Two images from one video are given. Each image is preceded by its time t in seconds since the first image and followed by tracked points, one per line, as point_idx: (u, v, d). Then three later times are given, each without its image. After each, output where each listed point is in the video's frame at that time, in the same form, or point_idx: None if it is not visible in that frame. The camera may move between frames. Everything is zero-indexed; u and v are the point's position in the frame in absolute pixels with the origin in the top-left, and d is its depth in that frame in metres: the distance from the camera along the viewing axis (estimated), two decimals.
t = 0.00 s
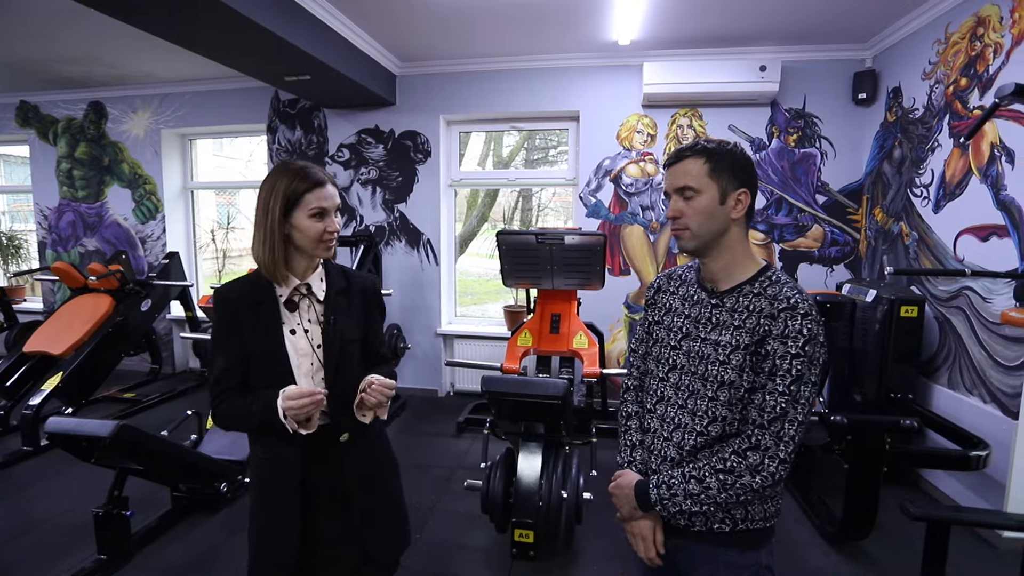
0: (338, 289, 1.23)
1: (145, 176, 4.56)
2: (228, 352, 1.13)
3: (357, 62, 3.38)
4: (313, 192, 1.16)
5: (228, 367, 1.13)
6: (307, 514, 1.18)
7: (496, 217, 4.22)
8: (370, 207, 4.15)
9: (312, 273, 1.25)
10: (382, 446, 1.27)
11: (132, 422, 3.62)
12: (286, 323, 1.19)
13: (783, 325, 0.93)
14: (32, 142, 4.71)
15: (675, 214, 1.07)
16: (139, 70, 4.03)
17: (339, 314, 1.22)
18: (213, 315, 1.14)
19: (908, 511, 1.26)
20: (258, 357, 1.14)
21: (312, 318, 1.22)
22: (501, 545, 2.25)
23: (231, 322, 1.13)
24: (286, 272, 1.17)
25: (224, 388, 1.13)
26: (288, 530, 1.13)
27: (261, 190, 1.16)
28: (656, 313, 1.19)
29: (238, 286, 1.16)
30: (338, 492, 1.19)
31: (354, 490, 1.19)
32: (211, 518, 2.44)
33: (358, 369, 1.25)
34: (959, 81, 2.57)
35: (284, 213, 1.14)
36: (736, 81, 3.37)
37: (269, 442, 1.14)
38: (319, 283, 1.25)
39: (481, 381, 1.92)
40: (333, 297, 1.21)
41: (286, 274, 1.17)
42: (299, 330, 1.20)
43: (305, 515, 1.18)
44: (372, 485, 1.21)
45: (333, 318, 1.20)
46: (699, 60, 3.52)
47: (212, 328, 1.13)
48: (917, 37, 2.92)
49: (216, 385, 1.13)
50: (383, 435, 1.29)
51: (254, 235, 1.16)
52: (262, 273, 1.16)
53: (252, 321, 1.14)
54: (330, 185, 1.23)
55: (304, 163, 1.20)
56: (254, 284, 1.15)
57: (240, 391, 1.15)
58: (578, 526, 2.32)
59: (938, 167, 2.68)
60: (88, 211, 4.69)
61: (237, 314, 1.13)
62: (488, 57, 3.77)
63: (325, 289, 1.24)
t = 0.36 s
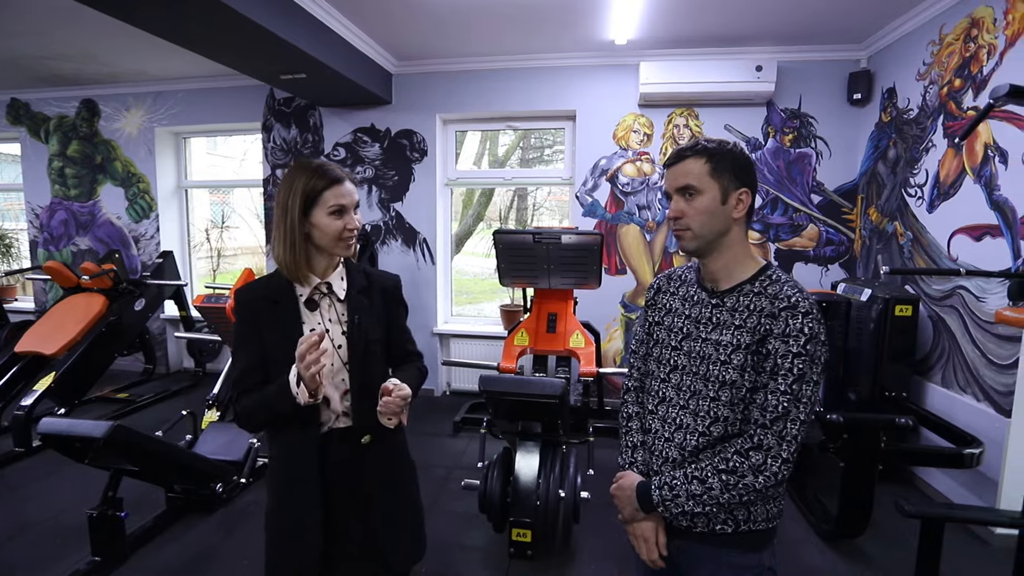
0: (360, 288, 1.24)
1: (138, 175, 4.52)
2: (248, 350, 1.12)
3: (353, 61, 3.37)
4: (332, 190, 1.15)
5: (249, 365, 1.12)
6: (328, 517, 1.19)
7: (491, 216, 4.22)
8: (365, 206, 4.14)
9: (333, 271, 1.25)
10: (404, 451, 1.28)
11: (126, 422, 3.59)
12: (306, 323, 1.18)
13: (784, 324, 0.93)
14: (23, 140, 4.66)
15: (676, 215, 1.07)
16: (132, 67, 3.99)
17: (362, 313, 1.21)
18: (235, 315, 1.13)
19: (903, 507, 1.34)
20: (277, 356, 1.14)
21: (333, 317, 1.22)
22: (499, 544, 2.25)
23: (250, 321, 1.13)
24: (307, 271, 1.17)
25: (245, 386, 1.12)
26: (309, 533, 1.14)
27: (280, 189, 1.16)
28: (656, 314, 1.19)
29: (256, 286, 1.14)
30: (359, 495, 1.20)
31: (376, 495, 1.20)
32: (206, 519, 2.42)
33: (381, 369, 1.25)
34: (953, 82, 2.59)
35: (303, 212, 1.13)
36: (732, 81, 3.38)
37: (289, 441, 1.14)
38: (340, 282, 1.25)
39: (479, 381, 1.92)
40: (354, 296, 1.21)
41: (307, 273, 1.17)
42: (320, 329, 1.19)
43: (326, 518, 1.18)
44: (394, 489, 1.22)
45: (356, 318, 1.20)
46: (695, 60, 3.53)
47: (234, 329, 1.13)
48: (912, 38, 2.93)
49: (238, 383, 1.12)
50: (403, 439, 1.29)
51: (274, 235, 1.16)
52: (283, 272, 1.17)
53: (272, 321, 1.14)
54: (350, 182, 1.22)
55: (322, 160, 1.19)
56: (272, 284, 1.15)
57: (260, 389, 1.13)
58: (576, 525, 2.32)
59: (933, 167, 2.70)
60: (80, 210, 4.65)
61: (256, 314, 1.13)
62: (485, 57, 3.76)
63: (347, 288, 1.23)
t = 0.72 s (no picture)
0: (381, 292, 1.23)
1: (133, 174, 4.49)
2: (270, 354, 1.15)
3: (351, 60, 3.36)
4: (356, 193, 1.16)
5: (271, 369, 1.16)
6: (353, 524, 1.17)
7: (488, 215, 4.21)
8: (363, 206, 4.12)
9: (354, 275, 1.25)
10: (424, 459, 1.26)
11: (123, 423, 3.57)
12: (328, 326, 1.19)
13: (790, 323, 0.94)
14: (17, 139, 4.62)
15: (682, 215, 1.08)
16: (128, 66, 3.97)
17: (384, 315, 1.21)
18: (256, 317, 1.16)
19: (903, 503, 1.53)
20: (297, 359, 1.14)
21: (355, 320, 1.22)
22: (500, 544, 2.25)
23: (269, 325, 1.15)
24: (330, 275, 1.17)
25: (268, 390, 1.16)
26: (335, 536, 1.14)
27: (303, 192, 1.16)
28: (661, 313, 1.20)
29: (277, 287, 1.16)
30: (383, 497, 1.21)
31: (399, 498, 1.19)
32: (206, 520, 2.41)
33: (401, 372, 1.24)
34: (949, 82, 2.60)
35: (327, 215, 1.14)
36: (729, 81, 3.39)
37: (310, 443, 1.17)
38: (361, 285, 1.25)
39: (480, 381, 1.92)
40: (377, 299, 1.21)
41: (330, 276, 1.17)
42: (341, 333, 1.20)
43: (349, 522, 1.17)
44: (415, 495, 1.21)
45: (379, 320, 1.20)
46: (693, 59, 3.54)
47: (255, 332, 1.16)
48: (909, 38, 2.95)
49: (260, 387, 1.16)
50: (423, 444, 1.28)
51: (297, 237, 1.17)
52: (306, 275, 1.17)
53: (293, 323, 1.14)
54: (373, 186, 1.23)
55: (345, 164, 1.19)
56: (292, 287, 1.16)
57: (283, 393, 1.18)
58: (577, 525, 2.32)
59: (929, 167, 2.72)
60: (74, 210, 4.61)
61: (278, 318, 1.15)
62: (482, 56, 3.76)
63: (368, 291, 1.23)
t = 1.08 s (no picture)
0: (390, 293, 1.23)
1: (124, 173, 4.44)
2: (277, 352, 1.14)
3: (345, 59, 3.35)
4: (370, 193, 1.16)
5: (279, 367, 1.14)
6: (352, 526, 1.17)
7: (482, 215, 4.21)
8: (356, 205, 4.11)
9: (365, 276, 1.24)
10: (429, 462, 1.26)
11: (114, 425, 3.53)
12: (335, 327, 1.18)
13: (793, 323, 0.97)
14: (3, 137, 4.55)
15: (686, 213, 1.11)
16: (118, 63, 3.92)
17: (391, 317, 1.21)
18: (265, 314, 1.14)
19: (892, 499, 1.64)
20: (305, 359, 1.14)
21: (362, 321, 1.21)
22: (498, 543, 2.25)
23: (279, 322, 1.14)
24: (342, 275, 1.16)
25: (273, 389, 1.15)
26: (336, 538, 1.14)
27: (316, 190, 1.16)
28: (664, 313, 1.23)
29: (288, 285, 1.16)
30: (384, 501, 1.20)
31: (403, 502, 1.19)
32: (200, 522, 2.39)
33: (406, 372, 1.26)
34: (939, 83, 2.64)
35: (340, 214, 1.13)
36: (723, 81, 3.41)
37: (316, 444, 1.16)
38: (370, 286, 1.24)
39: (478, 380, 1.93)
40: (385, 301, 1.21)
41: (342, 276, 1.16)
42: (349, 334, 1.19)
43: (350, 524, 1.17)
44: (418, 499, 1.21)
45: (386, 322, 1.20)
46: (687, 59, 3.56)
47: (263, 330, 1.15)
48: (899, 40, 2.99)
49: (266, 386, 1.15)
50: (428, 448, 1.28)
51: (308, 236, 1.15)
52: (318, 274, 1.16)
53: (302, 323, 1.14)
54: (384, 186, 1.22)
55: (360, 164, 1.19)
56: (303, 285, 1.16)
57: (289, 392, 1.17)
58: (574, 523, 2.33)
59: (920, 167, 2.75)
60: (63, 209, 4.55)
61: (287, 316, 1.14)
62: (476, 55, 3.76)
63: (377, 293, 1.22)
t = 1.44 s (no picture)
0: (387, 292, 1.22)
1: (112, 173, 4.38)
2: (277, 351, 1.16)
3: (338, 58, 3.33)
4: (369, 190, 1.16)
5: (279, 366, 1.16)
6: (348, 528, 1.18)
7: (473, 215, 4.21)
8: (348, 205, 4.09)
9: (363, 274, 1.24)
10: (425, 463, 1.24)
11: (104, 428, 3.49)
12: (334, 326, 1.19)
13: (793, 320, 1.00)
14: None
15: (683, 220, 1.12)
16: (107, 61, 3.87)
17: (386, 318, 1.20)
18: (263, 313, 1.16)
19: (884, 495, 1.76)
20: (303, 357, 1.15)
21: (360, 321, 1.21)
22: (494, 542, 2.26)
23: (278, 321, 1.16)
24: (342, 273, 1.16)
25: (273, 388, 1.16)
26: (330, 541, 1.14)
27: (314, 188, 1.15)
28: (665, 310, 1.26)
29: (286, 284, 1.17)
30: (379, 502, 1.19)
31: (395, 509, 1.17)
32: (193, 524, 2.37)
33: (403, 373, 1.24)
34: (926, 86, 2.68)
35: (340, 212, 1.13)
36: (714, 82, 3.45)
37: (317, 447, 1.16)
38: (369, 285, 1.24)
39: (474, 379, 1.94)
40: (381, 301, 1.20)
41: (342, 274, 1.16)
42: (347, 333, 1.20)
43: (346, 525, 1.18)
44: (413, 501, 1.19)
45: (379, 323, 1.19)
46: (679, 60, 3.58)
47: (263, 328, 1.17)
48: (887, 43, 3.04)
49: (265, 386, 1.16)
50: (424, 449, 1.25)
51: (307, 234, 1.15)
52: (317, 272, 1.16)
53: (299, 322, 1.15)
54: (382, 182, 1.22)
55: (356, 160, 1.19)
56: (302, 285, 1.17)
57: (289, 392, 1.18)
58: (570, 521, 2.34)
59: (908, 168, 2.80)
60: (50, 209, 4.48)
61: (286, 315, 1.16)
62: (469, 55, 3.76)
63: (375, 293, 1.21)
